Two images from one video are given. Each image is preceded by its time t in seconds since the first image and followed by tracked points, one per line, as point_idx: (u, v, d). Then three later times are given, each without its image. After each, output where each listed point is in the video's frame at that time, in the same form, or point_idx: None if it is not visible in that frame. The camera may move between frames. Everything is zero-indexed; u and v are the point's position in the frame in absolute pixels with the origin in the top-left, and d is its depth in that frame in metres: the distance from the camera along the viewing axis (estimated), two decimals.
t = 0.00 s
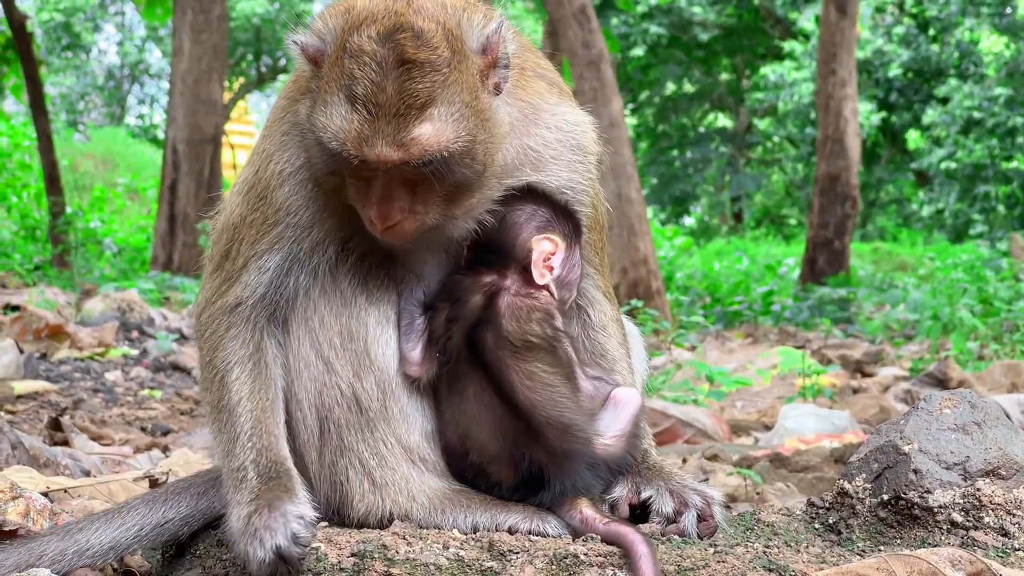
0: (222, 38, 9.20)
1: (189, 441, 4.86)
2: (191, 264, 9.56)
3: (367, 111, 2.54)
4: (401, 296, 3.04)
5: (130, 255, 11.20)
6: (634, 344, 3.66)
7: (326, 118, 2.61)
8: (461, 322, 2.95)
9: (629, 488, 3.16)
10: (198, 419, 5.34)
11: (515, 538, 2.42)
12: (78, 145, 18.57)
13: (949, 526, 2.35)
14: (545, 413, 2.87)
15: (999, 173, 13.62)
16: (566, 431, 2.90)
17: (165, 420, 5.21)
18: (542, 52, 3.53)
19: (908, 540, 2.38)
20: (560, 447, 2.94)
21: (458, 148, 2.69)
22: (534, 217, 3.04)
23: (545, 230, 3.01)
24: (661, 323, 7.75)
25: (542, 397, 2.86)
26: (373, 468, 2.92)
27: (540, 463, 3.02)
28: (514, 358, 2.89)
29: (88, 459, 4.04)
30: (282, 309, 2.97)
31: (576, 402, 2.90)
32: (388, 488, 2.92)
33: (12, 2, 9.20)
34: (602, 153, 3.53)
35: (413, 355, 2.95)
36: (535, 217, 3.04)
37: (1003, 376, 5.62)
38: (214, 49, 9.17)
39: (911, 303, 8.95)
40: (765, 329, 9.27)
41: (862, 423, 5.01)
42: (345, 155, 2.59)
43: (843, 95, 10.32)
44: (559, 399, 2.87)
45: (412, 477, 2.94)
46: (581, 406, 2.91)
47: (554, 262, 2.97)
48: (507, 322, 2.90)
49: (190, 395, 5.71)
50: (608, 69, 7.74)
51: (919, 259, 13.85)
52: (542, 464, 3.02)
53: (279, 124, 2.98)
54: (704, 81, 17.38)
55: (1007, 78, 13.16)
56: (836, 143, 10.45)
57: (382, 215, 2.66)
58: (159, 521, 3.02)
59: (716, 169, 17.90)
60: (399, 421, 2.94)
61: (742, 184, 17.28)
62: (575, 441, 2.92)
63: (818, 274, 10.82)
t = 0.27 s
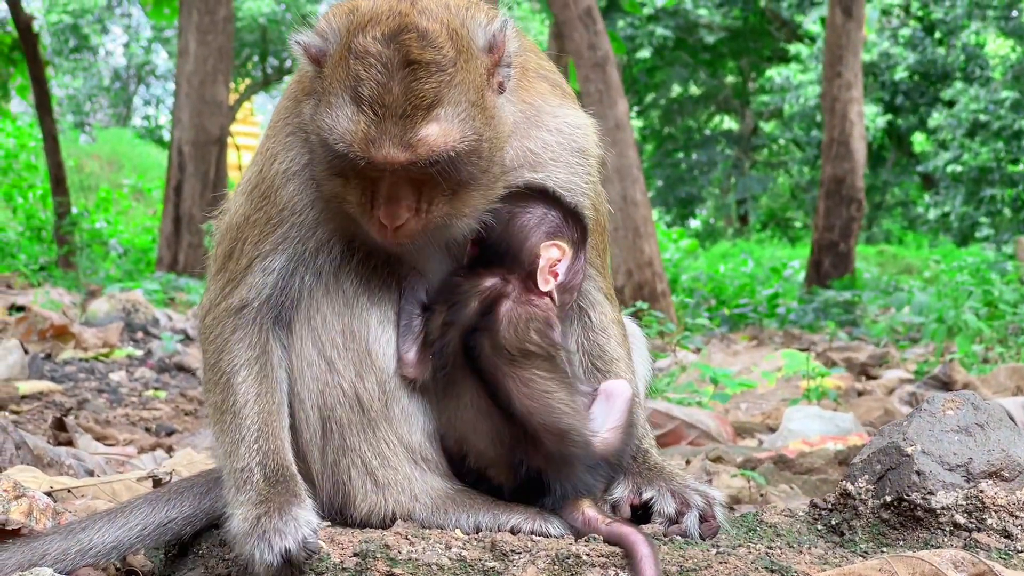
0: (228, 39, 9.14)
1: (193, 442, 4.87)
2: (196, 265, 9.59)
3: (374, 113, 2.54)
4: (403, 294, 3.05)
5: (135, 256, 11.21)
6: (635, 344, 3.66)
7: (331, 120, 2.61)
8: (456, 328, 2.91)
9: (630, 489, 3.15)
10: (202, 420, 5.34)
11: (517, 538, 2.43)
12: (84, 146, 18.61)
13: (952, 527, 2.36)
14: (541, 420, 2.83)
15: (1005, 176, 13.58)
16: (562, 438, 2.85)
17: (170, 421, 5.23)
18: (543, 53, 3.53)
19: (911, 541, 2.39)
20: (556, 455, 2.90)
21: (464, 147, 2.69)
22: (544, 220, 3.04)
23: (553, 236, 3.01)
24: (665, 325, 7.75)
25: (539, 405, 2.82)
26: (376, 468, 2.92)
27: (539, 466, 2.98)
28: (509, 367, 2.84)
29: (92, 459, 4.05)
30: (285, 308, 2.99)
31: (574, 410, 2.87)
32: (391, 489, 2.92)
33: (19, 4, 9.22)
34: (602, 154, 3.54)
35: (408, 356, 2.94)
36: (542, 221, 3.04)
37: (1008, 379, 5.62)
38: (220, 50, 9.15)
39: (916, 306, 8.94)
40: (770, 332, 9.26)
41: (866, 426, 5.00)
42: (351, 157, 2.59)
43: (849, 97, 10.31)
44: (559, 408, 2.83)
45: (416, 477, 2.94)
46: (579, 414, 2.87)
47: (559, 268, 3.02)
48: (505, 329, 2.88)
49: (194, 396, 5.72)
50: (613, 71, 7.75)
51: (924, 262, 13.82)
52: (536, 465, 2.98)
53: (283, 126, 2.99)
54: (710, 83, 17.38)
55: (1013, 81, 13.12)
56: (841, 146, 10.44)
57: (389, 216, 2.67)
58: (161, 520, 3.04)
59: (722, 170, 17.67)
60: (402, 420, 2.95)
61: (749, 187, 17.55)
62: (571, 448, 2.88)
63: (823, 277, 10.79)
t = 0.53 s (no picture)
0: (231, 40, 9.14)
1: (194, 442, 4.87)
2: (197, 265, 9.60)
3: (384, 107, 2.54)
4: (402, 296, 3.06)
5: (137, 257, 11.21)
6: (636, 344, 3.66)
7: (340, 115, 2.61)
8: (465, 325, 2.97)
9: (631, 489, 3.15)
10: (203, 420, 5.34)
11: (517, 538, 2.42)
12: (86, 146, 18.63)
13: (952, 528, 2.35)
14: (546, 417, 2.85)
15: (1008, 179, 13.57)
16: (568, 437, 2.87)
17: (171, 421, 5.23)
18: (539, 54, 3.53)
19: (912, 542, 2.39)
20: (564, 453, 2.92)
21: (472, 143, 2.72)
22: (543, 214, 3.04)
23: (555, 228, 3.00)
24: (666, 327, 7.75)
25: (546, 403, 2.83)
26: (376, 468, 2.92)
27: (542, 464, 3.01)
28: (519, 366, 2.85)
29: (93, 459, 4.05)
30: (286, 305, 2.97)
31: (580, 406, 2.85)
32: (391, 488, 2.92)
33: (22, 4, 9.23)
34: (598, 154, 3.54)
35: (412, 354, 2.96)
36: (542, 215, 3.04)
37: (1010, 382, 5.62)
38: (223, 51, 9.14)
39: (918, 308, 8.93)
40: (772, 334, 9.25)
41: (867, 428, 5.00)
42: (361, 152, 2.59)
43: (851, 100, 10.31)
44: (564, 405, 2.83)
45: (416, 477, 2.94)
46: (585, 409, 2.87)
47: (564, 259, 2.97)
48: (516, 328, 2.88)
49: (196, 396, 5.73)
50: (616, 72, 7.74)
51: (927, 265, 13.81)
52: (541, 462, 3.01)
53: (282, 127, 2.99)
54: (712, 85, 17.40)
55: (1016, 84, 13.11)
56: (844, 148, 10.44)
57: (396, 215, 2.68)
58: (162, 520, 3.04)
59: (724, 173, 17.96)
60: (403, 420, 2.95)
61: (751, 189, 17.64)
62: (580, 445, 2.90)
63: (826, 279, 10.77)
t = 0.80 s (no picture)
0: (233, 40, 9.16)
1: (195, 441, 4.87)
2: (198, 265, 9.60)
3: (417, 95, 2.60)
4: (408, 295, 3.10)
5: (138, 257, 11.20)
6: (638, 344, 3.67)
7: (368, 106, 2.65)
8: (472, 323, 2.94)
9: (632, 488, 3.15)
10: (204, 420, 5.34)
11: (519, 536, 2.43)
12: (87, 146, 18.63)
13: (954, 528, 2.36)
14: (549, 417, 2.82)
15: (1009, 182, 13.56)
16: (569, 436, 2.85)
17: (172, 421, 5.23)
18: (544, 51, 3.53)
19: (913, 542, 2.39)
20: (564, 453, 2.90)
21: (499, 135, 2.80)
22: (546, 216, 3.02)
23: (560, 231, 2.95)
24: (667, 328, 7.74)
25: (548, 400, 2.80)
26: (377, 465, 2.95)
27: (544, 462, 2.97)
28: (521, 366, 2.82)
29: (94, 458, 4.05)
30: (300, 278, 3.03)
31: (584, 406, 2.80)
32: (392, 487, 2.94)
33: (24, 4, 9.24)
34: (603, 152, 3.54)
35: (421, 351, 2.93)
36: (546, 219, 3.01)
37: (1011, 384, 5.62)
38: (225, 52, 9.15)
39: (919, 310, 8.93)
40: (773, 335, 9.25)
41: (868, 430, 5.00)
42: (389, 142, 2.63)
43: (853, 102, 10.31)
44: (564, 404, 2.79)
45: (418, 475, 2.95)
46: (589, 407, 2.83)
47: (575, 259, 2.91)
48: (520, 327, 2.83)
49: (197, 396, 5.73)
50: (617, 73, 7.74)
51: (927, 267, 13.81)
52: (544, 462, 2.97)
53: (288, 123, 3.02)
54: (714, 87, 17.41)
55: (1018, 86, 13.09)
56: (845, 150, 10.45)
57: (423, 206, 2.75)
58: (163, 517, 3.04)
59: (726, 174, 17.92)
60: (405, 418, 2.96)
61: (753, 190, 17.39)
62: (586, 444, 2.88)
63: (826, 281, 10.75)
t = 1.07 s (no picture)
0: (232, 41, 9.17)
1: (194, 440, 4.87)
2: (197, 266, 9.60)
3: (419, 97, 2.60)
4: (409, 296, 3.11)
5: (137, 257, 11.20)
6: (637, 342, 3.66)
7: (369, 106, 2.65)
8: (464, 321, 2.98)
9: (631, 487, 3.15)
10: (202, 420, 5.34)
11: (517, 534, 2.43)
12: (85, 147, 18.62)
13: (952, 527, 2.36)
14: (539, 415, 2.84)
15: (1008, 185, 13.58)
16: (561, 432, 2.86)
17: (170, 420, 5.23)
18: (544, 51, 3.53)
19: (912, 541, 2.39)
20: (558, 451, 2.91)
21: (500, 135, 2.79)
22: (536, 213, 3.10)
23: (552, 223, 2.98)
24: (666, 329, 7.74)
25: (536, 395, 2.80)
26: (376, 463, 2.96)
27: (538, 462, 2.99)
28: (508, 363, 2.84)
29: (92, 456, 4.05)
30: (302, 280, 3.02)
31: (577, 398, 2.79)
32: (391, 484, 2.94)
33: (23, 4, 9.24)
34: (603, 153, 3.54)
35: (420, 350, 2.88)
36: (536, 215, 3.09)
37: (1009, 386, 5.62)
38: (224, 52, 9.15)
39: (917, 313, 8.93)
40: (771, 337, 9.26)
41: (866, 432, 5.00)
42: (390, 143, 2.63)
43: (852, 104, 10.31)
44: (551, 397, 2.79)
45: (416, 472, 2.95)
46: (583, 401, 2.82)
47: (567, 252, 2.92)
48: (508, 325, 2.83)
49: (195, 395, 5.73)
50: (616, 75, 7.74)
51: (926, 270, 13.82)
52: (537, 461, 2.99)
53: (289, 120, 3.03)
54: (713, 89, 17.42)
55: (1017, 89, 13.09)
56: (844, 152, 10.45)
57: (424, 207, 2.73)
58: (161, 515, 3.05)
59: (725, 176, 17.86)
60: (403, 417, 2.95)
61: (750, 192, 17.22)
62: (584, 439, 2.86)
63: (825, 283, 10.75)
